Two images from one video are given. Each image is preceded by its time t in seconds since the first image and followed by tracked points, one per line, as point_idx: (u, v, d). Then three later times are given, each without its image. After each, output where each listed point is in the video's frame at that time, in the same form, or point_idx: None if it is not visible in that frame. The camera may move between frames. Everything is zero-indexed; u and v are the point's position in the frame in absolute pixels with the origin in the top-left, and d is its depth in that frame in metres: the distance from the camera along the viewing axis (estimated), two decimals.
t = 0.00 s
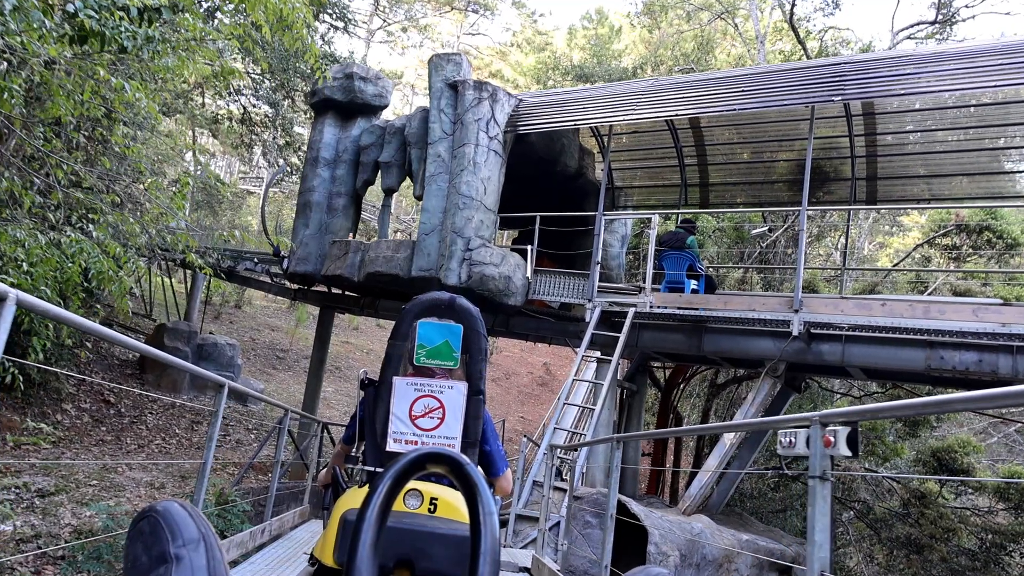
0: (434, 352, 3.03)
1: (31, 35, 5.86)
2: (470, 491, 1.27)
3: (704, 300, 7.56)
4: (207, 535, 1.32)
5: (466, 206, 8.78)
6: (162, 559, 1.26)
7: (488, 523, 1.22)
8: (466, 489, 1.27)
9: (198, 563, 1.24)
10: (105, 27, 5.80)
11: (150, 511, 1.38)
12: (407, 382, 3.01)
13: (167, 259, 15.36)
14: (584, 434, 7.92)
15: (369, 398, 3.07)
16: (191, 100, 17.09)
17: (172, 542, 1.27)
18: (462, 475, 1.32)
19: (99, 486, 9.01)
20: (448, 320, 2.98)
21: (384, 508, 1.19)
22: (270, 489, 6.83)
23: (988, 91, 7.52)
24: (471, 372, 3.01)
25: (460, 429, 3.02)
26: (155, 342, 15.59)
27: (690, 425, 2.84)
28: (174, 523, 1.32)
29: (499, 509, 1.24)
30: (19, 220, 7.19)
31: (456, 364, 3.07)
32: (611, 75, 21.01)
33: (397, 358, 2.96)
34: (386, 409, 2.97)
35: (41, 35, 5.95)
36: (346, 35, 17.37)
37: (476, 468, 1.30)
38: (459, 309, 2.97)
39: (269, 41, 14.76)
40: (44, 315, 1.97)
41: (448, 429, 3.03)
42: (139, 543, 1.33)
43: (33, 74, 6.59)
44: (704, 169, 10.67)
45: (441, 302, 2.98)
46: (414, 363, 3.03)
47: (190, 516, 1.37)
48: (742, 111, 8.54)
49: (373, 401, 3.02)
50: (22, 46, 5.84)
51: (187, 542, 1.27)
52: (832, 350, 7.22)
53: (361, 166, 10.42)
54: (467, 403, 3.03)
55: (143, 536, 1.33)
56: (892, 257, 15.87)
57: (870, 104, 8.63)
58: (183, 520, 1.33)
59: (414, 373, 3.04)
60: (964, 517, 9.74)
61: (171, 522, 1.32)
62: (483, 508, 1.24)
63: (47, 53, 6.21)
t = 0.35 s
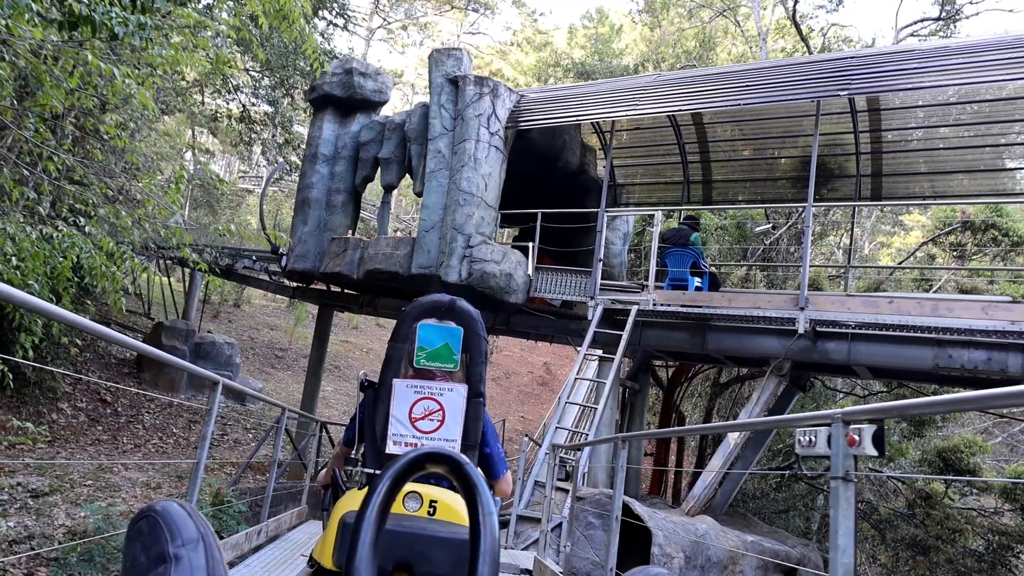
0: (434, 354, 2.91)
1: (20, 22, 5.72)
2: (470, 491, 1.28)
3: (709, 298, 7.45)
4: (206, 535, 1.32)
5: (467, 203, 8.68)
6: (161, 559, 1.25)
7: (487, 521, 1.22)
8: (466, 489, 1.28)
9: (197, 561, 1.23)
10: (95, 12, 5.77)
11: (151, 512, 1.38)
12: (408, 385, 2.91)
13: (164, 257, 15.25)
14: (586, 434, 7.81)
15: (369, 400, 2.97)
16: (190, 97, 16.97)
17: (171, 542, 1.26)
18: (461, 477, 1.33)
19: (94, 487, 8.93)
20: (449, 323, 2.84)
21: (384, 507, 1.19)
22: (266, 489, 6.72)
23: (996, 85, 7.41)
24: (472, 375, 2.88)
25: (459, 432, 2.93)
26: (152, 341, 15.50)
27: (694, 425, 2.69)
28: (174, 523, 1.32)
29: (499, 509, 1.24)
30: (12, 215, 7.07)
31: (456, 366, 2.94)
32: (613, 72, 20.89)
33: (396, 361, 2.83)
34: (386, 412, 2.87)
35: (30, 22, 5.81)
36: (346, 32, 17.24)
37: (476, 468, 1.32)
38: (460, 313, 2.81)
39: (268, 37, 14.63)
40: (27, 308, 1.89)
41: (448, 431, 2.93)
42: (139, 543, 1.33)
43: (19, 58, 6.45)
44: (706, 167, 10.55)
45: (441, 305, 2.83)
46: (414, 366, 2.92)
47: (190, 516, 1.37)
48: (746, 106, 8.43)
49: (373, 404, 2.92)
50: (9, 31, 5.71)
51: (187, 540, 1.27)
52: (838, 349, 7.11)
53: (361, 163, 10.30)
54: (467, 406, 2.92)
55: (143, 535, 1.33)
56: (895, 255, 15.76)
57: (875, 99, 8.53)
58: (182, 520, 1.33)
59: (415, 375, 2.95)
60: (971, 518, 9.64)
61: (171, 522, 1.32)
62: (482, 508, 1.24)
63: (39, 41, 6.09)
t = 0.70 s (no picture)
0: (432, 356, 2.82)
1: (7, 13, 5.59)
2: (466, 496, 1.31)
3: (711, 298, 7.35)
4: (199, 541, 1.31)
5: (466, 201, 8.58)
6: (155, 565, 1.24)
7: (484, 528, 1.26)
8: (463, 495, 1.30)
9: (191, 568, 1.22)
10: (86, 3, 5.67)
11: (145, 517, 1.37)
12: (406, 388, 2.82)
13: (160, 258, 15.14)
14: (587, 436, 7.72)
15: (366, 403, 2.87)
16: (186, 97, 16.86)
17: (165, 548, 1.26)
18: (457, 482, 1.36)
19: (86, 491, 8.86)
20: (447, 325, 2.76)
21: (381, 512, 1.20)
22: (262, 493, 6.63)
23: (1001, 83, 7.33)
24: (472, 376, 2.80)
25: (458, 434, 2.82)
26: (148, 343, 15.40)
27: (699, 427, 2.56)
28: (168, 529, 1.31)
29: (495, 514, 1.28)
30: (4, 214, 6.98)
31: (454, 369, 2.84)
32: (612, 73, 20.81)
33: (395, 363, 2.79)
34: (384, 414, 2.77)
35: (18, 10, 5.68)
36: (344, 31, 17.13)
37: (473, 474, 1.33)
38: (458, 315, 2.74)
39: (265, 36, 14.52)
40: (13, 308, 1.83)
41: (447, 434, 2.83)
42: (133, 549, 1.31)
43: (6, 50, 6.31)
44: (707, 166, 10.46)
45: (438, 307, 2.75)
46: (412, 370, 2.83)
47: (182, 521, 1.36)
48: (748, 105, 8.35)
49: (370, 406, 2.82)
50: None
51: (180, 546, 1.26)
52: (842, 349, 7.00)
53: (359, 161, 10.19)
54: (465, 409, 2.83)
55: (137, 541, 1.31)
56: (895, 257, 15.70)
57: (877, 98, 8.47)
58: (175, 526, 1.32)
59: (413, 378, 2.85)
60: (975, 521, 9.58)
61: (164, 528, 1.31)
62: (480, 513, 1.28)
63: (31, 35, 5.98)
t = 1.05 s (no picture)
0: (429, 365, 2.73)
1: None
2: (463, 500, 1.32)
3: (714, 299, 7.24)
4: (198, 545, 1.22)
5: (466, 202, 8.47)
6: (151, 571, 1.16)
7: (482, 532, 1.26)
8: (460, 500, 1.31)
9: (189, 573, 1.13)
10: None
11: (140, 521, 1.27)
12: (404, 396, 2.69)
13: (156, 261, 15.01)
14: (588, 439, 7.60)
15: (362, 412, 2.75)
16: (183, 99, 16.74)
17: (161, 553, 1.17)
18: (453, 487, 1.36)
19: (78, 496, 8.73)
20: (443, 333, 2.69)
21: (377, 518, 1.21)
22: (257, 498, 6.52)
23: (1007, 81, 7.24)
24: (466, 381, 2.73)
25: (454, 441, 2.68)
26: (143, 346, 15.27)
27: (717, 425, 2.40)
28: (164, 533, 1.21)
29: (493, 519, 1.29)
30: None
31: (451, 378, 2.76)
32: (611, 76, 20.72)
33: (392, 373, 2.71)
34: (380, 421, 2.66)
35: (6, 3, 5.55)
36: (342, 32, 17.02)
37: (470, 478, 1.34)
38: (455, 323, 2.69)
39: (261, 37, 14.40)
40: None
41: (443, 442, 2.68)
42: (129, 554, 1.23)
43: None
44: (708, 166, 10.36)
45: (435, 315, 2.71)
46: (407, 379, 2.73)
47: (180, 525, 1.27)
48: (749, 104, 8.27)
49: (367, 413, 2.71)
50: None
51: (178, 552, 1.17)
52: (847, 350, 6.88)
53: (356, 162, 10.08)
54: (462, 416, 2.71)
55: (133, 546, 1.23)
56: (896, 259, 15.61)
57: (880, 97, 8.37)
58: (172, 529, 1.23)
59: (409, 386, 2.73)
60: (981, 525, 9.56)
61: (160, 532, 1.21)
62: (478, 519, 1.28)
63: (18, 27, 5.85)
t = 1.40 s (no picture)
0: (426, 375, 2.65)
1: None
2: (460, 504, 1.30)
3: (716, 300, 7.13)
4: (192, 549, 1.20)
5: (465, 202, 8.36)
6: None
7: (479, 538, 1.24)
8: (457, 505, 1.28)
9: None
10: None
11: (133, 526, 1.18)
12: (402, 405, 2.58)
13: (151, 263, 14.87)
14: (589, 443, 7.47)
15: (360, 421, 2.63)
16: (179, 100, 16.61)
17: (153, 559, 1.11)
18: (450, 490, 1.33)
19: (71, 501, 8.60)
20: (438, 344, 2.60)
21: (375, 524, 1.16)
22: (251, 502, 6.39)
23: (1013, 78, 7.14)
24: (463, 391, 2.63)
25: (451, 449, 2.61)
26: (139, 348, 15.12)
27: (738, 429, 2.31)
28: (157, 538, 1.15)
29: (490, 524, 1.27)
30: None
31: (447, 388, 2.68)
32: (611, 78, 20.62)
33: (388, 384, 2.60)
34: (378, 430, 2.55)
35: None
36: (340, 33, 16.90)
37: (465, 483, 1.32)
38: (451, 333, 2.58)
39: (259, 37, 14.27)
40: None
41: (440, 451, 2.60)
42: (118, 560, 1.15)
43: None
44: (710, 167, 10.26)
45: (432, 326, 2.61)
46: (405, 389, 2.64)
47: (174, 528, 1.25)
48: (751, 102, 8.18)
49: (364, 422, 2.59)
50: None
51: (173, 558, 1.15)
52: (852, 352, 6.76)
53: (354, 162, 9.97)
54: (458, 424, 2.64)
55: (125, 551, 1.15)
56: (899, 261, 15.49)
57: (884, 95, 8.27)
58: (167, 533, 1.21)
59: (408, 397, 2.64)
60: (986, 530, 9.49)
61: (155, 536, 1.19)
62: (474, 524, 1.26)
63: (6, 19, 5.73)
